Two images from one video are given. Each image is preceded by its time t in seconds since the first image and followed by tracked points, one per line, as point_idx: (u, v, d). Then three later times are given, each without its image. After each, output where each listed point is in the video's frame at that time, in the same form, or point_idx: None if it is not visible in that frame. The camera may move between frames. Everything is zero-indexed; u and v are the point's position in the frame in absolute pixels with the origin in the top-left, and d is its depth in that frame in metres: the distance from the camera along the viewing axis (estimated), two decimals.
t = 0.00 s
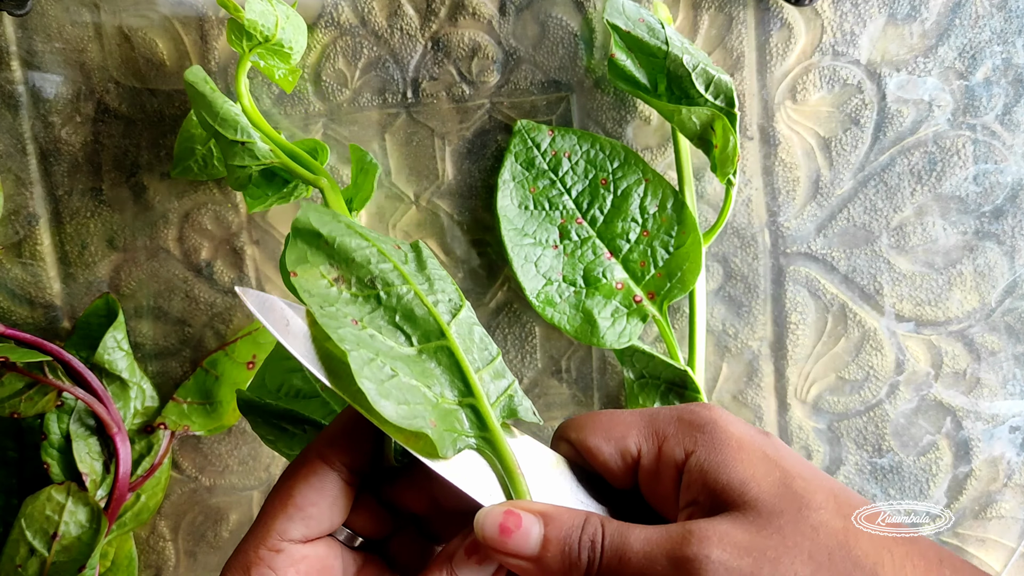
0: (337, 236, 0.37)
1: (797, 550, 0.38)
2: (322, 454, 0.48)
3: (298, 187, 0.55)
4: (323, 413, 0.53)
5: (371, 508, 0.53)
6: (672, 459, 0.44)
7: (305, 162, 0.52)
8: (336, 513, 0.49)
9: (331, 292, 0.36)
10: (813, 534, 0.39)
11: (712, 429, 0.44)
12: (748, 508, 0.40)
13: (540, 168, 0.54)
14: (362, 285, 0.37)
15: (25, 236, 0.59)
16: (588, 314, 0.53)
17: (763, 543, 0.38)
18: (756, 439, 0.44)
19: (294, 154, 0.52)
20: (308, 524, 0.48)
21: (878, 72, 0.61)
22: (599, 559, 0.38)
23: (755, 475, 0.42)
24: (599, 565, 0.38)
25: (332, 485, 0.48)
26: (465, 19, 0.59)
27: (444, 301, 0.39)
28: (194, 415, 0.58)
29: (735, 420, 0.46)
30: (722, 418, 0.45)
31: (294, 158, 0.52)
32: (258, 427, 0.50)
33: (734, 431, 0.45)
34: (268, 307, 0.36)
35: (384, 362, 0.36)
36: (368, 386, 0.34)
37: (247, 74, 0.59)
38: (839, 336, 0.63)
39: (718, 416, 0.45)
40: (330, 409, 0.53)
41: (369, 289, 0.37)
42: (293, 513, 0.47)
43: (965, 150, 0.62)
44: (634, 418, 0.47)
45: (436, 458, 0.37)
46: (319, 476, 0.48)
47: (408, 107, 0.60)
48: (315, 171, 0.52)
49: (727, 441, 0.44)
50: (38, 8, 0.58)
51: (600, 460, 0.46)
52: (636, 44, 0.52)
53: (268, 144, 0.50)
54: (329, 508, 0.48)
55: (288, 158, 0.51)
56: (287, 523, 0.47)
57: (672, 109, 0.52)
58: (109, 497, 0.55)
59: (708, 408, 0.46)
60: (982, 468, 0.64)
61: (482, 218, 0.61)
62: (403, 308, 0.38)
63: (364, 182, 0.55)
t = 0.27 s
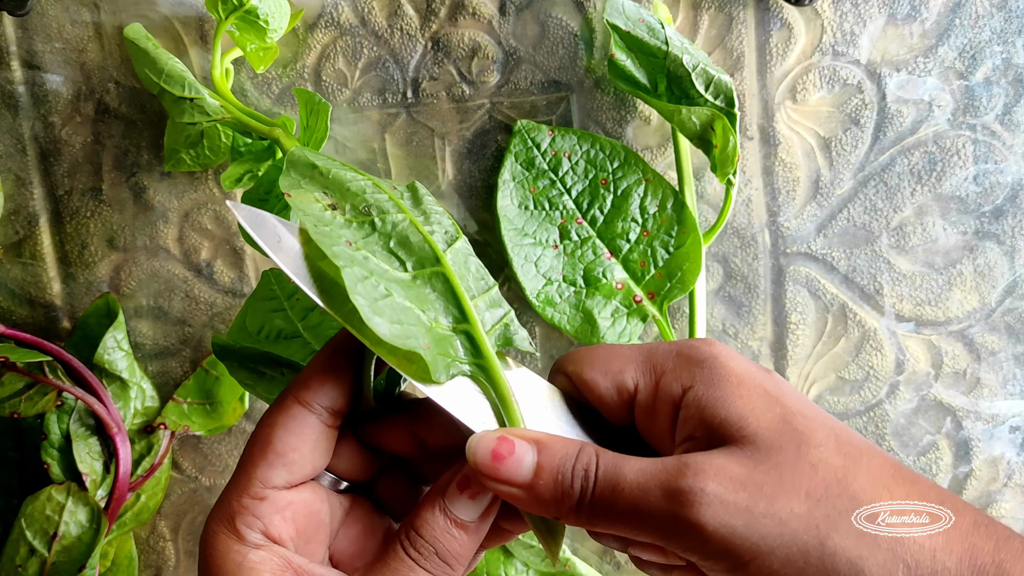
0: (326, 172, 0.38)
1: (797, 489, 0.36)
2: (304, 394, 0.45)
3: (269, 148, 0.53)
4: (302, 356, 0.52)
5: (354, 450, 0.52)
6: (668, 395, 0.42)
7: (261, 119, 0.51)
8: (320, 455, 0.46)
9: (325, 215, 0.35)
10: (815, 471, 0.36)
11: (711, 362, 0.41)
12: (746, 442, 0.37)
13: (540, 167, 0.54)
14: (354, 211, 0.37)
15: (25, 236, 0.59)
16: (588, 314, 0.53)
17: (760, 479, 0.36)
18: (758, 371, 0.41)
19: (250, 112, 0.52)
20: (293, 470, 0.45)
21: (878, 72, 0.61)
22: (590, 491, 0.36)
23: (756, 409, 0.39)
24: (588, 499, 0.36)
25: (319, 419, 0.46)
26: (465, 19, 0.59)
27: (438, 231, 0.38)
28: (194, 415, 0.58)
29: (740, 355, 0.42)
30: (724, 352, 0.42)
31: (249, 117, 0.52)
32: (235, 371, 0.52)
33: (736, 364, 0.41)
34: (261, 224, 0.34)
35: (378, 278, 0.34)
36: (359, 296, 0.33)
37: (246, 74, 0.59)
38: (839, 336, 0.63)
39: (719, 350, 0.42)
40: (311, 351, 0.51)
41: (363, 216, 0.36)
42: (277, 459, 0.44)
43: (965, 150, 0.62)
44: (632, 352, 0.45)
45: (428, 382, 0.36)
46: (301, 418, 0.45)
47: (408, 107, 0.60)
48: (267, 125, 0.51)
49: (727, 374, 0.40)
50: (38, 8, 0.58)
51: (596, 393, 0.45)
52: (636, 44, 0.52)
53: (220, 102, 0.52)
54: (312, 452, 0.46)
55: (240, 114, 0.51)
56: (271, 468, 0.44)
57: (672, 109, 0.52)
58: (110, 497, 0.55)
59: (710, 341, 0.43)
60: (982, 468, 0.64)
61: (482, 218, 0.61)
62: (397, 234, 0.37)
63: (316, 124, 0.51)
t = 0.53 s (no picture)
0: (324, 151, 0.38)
1: (802, 469, 0.35)
2: (307, 380, 0.45)
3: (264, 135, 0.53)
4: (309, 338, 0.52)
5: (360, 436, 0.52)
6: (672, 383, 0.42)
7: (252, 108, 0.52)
8: (325, 442, 0.46)
9: (330, 193, 0.35)
10: (820, 453, 0.36)
11: (712, 352, 0.42)
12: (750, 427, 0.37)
13: (540, 168, 0.54)
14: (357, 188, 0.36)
15: (25, 236, 0.59)
16: (588, 314, 0.53)
17: (766, 457, 0.35)
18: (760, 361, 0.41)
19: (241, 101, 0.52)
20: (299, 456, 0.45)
21: (878, 72, 0.61)
22: (593, 470, 0.36)
23: (759, 394, 0.38)
24: (591, 478, 0.36)
25: (322, 403, 0.45)
26: (465, 19, 0.59)
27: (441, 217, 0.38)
28: (194, 415, 0.58)
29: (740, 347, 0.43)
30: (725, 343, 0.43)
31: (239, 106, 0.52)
32: (240, 354, 0.51)
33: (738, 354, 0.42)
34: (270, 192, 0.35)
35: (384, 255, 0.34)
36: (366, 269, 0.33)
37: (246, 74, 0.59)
38: (839, 336, 0.63)
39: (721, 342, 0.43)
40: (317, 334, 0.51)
41: (367, 196, 0.36)
42: (283, 447, 0.45)
43: (965, 150, 0.62)
44: (634, 344, 0.45)
45: (430, 357, 0.35)
46: (303, 404, 0.45)
47: (408, 107, 0.60)
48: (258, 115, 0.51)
49: (729, 363, 0.41)
50: (38, 8, 0.58)
51: (597, 382, 0.45)
52: (636, 44, 0.52)
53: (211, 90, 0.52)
54: (317, 438, 0.46)
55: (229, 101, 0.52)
56: (276, 456, 0.44)
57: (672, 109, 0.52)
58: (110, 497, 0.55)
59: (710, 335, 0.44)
60: (982, 468, 0.64)
61: (482, 219, 0.61)
62: (401, 216, 0.37)
63: (305, 110, 0.51)
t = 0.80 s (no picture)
0: (459, 82, 0.37)
1: (793, 518, 0.37)
2: (305, 400, 0.45)
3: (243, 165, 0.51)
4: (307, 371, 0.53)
5: (358, 458, 0.52)
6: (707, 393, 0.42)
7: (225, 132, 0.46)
8: (324, 459, 0.47)
9: (433, 140, 0.36)
10: (815, 505, 0.38)
11: (756, 371, 0.41)
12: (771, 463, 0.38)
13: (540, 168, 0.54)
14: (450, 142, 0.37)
15: (25, 236, 0.59)
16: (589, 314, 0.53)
17: (763, 503, 0.37)
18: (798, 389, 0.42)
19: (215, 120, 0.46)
20: (304, 474, 0.45)
21: (878, 71, 0.61)
22: (609, 480, 0.38)
23: (782, 431, 0.39)
24: (606, 478, 0.38)
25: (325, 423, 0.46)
26: (465, 19, 0.59)
27: (536, 173, 0.38)
28: (194, 415, 0.58)
29: (786, 367, 0.42)
30: (771, 362, 0.42)
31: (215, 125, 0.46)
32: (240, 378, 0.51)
33: (780, 378, 0.41)
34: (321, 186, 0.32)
35: (440, 229, 0.36)
36: (412, 250, 0.35)
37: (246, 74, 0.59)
38: (839, 336, 0.63)
39: (769, 359, 0.42)
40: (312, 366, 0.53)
41: (468, 147, 0.37)
42: (286, 465, 0.44)
43: (965, 150, 0.62)
44: (685, 336, 0.44)
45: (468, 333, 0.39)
46: (303, 424, 0.45)
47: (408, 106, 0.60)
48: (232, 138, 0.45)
49: (770, 388, 0.41)
50: (38, 8, 0.58)
51: (640, 369, 0.45)
52: (636, 44, 0.52)
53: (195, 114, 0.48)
54: (318, 456, 0.46)
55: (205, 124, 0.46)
56: (280, 475, 0.44)
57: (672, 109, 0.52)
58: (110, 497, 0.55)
59: (762, 347, 0.43)
60: (982, 468, 0.64)
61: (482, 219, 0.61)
62: (491, 179, 0.38)
63: (291, 156, 0.51)
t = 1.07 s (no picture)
0: (477, 81, 0.41)
1: (743, 554, 0.38)
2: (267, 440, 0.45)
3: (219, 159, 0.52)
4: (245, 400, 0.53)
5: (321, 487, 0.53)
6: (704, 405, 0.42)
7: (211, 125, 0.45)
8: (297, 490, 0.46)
9: (445, 143, 0.41)
10: (766, 547, 0.38)
11: (754, 396, 0.40)
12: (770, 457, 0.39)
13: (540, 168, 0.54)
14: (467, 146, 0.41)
15: (25, 236, 0.59)
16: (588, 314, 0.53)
17: (716, 534, 0.39)
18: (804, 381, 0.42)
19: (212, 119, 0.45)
20: (282, 505, 0.45)
21: (878, 72, 0.61)
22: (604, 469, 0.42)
23: (760, 466, 0.39)
24: (604, 463, 0.42)
25: (286, 458, 0.46)
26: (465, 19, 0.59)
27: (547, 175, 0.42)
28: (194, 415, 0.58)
29: (789, 392, 0.41)
30: (772, 387, 0.41)
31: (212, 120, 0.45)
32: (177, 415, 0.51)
33: (777, 407, 0.40)
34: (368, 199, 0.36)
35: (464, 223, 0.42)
36: (442, 244, 0.41)
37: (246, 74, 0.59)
38: (839, 336, 0.63)
39: (772, 383, 0.41)
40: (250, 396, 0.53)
41: (483, 147, 0.41)
42: (262, 498, 0.44)
43: (965, 150, 0.62)
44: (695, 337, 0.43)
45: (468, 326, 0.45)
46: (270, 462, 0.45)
47: (408, 106, 0.60)
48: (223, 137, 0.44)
49: (762, 417, 0.40)
50: (38, 8, 0.58)
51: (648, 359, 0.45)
52: (635, 44, 0.52)
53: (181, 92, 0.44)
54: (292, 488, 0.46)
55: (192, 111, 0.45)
56: (259, 511, 0.43)
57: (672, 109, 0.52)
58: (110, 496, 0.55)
59: (770, 366, 0.41)
60: (982, 468, 0.64)
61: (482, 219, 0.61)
62: (501, 180, 0.42)
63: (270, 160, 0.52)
